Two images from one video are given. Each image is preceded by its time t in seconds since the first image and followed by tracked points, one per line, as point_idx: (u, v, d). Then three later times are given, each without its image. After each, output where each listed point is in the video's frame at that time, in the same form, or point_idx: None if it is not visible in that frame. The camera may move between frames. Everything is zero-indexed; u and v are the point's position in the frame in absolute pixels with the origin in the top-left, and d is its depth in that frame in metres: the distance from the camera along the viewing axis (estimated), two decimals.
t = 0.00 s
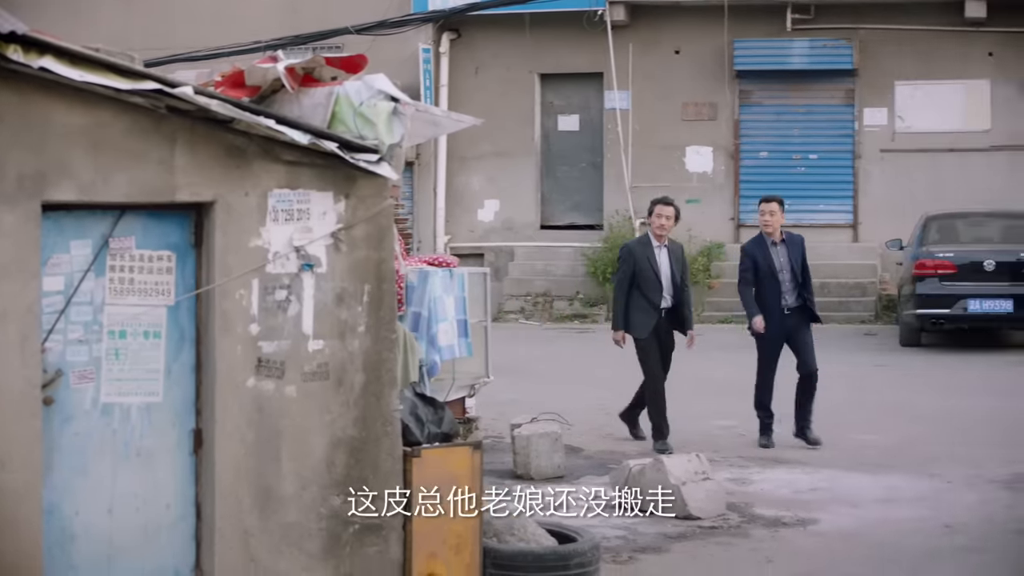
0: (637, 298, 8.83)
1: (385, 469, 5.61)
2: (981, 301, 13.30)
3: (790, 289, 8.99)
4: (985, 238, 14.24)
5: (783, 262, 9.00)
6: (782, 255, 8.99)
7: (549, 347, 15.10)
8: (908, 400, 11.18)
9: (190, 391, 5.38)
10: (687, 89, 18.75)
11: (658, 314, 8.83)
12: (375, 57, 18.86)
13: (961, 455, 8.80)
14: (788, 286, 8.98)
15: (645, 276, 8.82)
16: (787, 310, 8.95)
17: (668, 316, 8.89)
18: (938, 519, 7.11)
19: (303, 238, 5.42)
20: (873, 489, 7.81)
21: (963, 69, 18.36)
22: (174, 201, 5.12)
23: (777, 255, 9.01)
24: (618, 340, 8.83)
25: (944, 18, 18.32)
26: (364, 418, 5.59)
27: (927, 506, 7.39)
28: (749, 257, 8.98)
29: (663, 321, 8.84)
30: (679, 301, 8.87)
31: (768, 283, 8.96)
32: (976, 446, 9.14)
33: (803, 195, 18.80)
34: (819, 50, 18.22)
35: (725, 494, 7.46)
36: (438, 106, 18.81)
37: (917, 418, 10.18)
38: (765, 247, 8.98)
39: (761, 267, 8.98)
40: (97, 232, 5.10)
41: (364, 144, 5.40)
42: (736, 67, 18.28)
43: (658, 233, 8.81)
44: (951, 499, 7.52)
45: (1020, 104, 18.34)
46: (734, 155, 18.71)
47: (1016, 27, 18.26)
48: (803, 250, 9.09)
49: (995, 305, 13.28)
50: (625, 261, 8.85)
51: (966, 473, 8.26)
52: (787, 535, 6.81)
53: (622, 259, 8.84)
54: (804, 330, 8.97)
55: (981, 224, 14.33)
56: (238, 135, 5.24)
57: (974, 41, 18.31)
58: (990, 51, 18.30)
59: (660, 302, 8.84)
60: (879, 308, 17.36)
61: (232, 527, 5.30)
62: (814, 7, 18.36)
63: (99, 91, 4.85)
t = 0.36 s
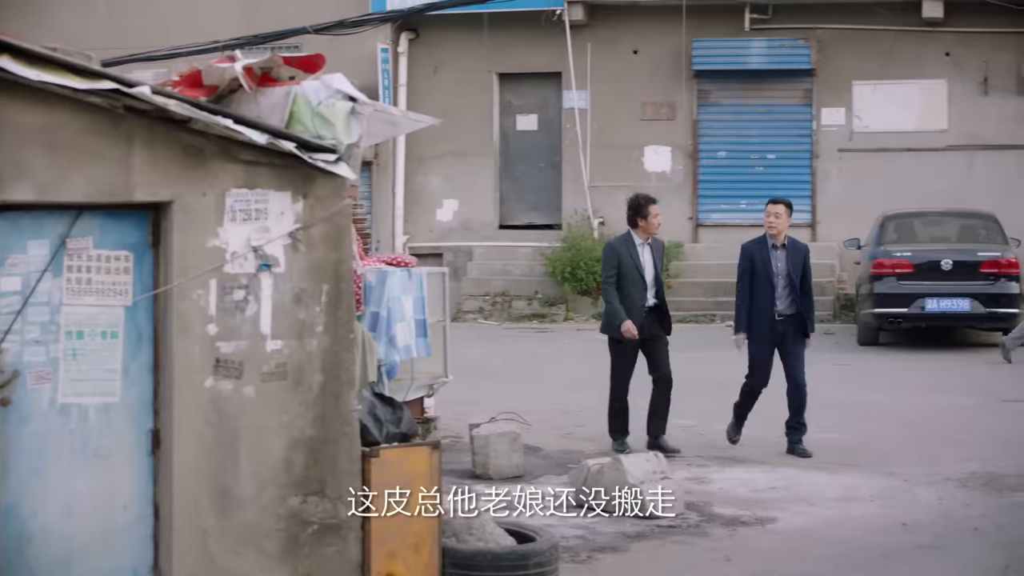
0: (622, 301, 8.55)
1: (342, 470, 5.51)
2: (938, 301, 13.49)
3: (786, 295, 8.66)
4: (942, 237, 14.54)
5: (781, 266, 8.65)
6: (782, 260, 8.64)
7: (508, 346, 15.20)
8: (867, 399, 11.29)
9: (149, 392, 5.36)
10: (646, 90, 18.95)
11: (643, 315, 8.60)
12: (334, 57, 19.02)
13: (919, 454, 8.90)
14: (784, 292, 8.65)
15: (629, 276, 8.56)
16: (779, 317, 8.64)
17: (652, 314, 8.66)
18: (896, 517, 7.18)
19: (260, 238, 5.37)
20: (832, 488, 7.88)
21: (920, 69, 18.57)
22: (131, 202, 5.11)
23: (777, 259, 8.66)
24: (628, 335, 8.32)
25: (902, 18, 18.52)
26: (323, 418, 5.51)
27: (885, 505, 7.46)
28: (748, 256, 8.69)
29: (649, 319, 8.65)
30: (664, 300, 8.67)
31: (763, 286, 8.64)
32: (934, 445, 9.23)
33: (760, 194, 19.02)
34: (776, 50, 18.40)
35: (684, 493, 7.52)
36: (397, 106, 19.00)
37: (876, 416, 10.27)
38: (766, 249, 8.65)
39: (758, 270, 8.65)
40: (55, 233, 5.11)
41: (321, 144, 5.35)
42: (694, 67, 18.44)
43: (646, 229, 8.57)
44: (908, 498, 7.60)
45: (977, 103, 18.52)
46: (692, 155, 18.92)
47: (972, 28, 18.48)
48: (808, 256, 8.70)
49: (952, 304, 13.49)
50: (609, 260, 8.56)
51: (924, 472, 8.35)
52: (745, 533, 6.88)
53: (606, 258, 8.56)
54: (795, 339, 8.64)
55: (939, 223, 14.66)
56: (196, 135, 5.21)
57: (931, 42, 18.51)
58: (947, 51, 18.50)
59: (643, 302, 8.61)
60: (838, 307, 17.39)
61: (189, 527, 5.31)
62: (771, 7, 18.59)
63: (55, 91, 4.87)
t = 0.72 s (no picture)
0: (620, 304, 8.40)
1: (303, 470, 5.50)
2: (898, 300, 13.65)
3: (769, 296, 8.62)
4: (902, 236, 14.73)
5: (764, 266, 8.67)
6: (763, 259, 8.66)
7: (469, 346, 15.27)
8: (826, 399, 11.40)
9: (109, 393, 5.34)
10: (607, 90, 19.11)
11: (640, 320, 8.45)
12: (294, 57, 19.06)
13: (878, 454, 8.99)
14: (767, 293, 8.62)
15: (626, 280, 8.40)
16: (761, 318, 8.60)
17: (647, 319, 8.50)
18: (856, 516, 7.24)
19: (221, 239, 5.36)
20: (793, 488, 7.94)
21: (880, 70, 18.75)
22: (91, 202, 5.10)
23: (760, 259, 8.69)
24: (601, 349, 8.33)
25: (861, 19, 18.75)
26: (284, 418, 5.49)
27: (846, 504, 7.53)
28: (732, 257, 8.79)
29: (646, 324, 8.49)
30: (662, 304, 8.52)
31: (745, 287, 8.69)
32: (893, 445, 9.33)
33: (721, 195, 19.17)
34: (737, 50, 18.57)
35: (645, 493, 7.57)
36: (357, 106, 19.13)
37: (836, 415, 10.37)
38: (749, 250, 8.71)
39: (741, 270, 8.73)
40: (14, 233, 5.10)
41: (282, 144, 5.36)
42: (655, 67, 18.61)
43: (642, 231, 8.46)
44: (869, 497, 7.67)
45: (937, 104, 18.68)
46: (652, 155, 19.09)
47: (932, 27, 18.67)
48: (796, 255, 8.63)
49: (912, 304, 13.65)
50: (605, 263, 8.39)
51: (883, 471, 8.43)
52: (706, 533, 6.93)
53: (602, 261, 8.38)
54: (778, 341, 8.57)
55: (898, 223, 14.86)
56: (156, 135, 5.19)
57: (891, 42, 18.73)
58: (907, 51, 18.69)
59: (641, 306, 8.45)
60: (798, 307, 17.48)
61: (150, 528, 5.29)
62: (732, 7, 18.74)
63: (14, 91, 4.84)
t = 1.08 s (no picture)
0: (600, 312, 8.16)
1: (261, 472, 5.49)
2: (855, 301, 13.82)
3: (746, 296, 8.28)
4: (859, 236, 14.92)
5: (738, 266, 8.31)
6: (738, 259, 8.31)
7: (428, 347, 15.34)
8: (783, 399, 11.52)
9: (65, 395, 5.33)
10: (565, 92, 19.26)
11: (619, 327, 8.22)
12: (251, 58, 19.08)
13: (835, 454, 9.10)
14: (743, 294, 8.28)
15: (605, 288, 8.15)
16: (740, 320, 8.28)
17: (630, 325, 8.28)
18: (814, 516, 7.30)
19: (178, 240, 5.35)
20: (751, 488, 8.02)
21: (838, 70, 18.90)
22: (47, 203, 5.10)
23: (733, 260, 8.33)
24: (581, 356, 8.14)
25: (819, 20, 18.87)
26: (241, 419, 5.47)
27: (804, 504, 7.60)
28: (704, 262, 8.37)
29: (626, 331, 8.26)
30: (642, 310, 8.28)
31: (720, 290, 8.31)
32: (851, 445, 9.44)
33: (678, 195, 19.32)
34: (695, 51, 18.76)
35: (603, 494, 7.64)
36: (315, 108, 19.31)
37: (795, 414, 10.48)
38: (721, 252, 8.34)
39: (715, 273, 8.33)
40: None
41: (238, 145, 5.35)
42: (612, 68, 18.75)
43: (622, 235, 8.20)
44: (826, 497, 7.75)
45: (895, 104, 18.84)
46: (610, 156, 19.25)
47: (889, 28, 18.84)
48: (768, 250, 8.31)
49: (869, 304, 13.84)
50: (583, 272, 8.14)
51: (841, 471, 8.53)
52: (664, 533, 7.00)
53: (581, 270, 8.12)
54: (759, 342, 8.26)
55: (856, 224, 15.05)
56: (113, 136, 5.19)
57: (849, 42, 18.85)
58: (864, 52, 18.85)
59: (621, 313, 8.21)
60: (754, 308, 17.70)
61: (107, 531, 5.27)
62: (690, 8, 18.87)
63: None
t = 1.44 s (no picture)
0: (581, 318, 7.99)
1: (219, 474, 5.50)
2: (814, 301, 13.98)
3: (724, 307, 8.15)
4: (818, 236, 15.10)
5: (722, 276, 8.17)
6: (721, 268, 8.17)
7: (387, 347, 15.37)
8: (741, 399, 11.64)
9: (23, 397, 5.29)
10: (524, 93, 19.35)
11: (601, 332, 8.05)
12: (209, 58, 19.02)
13: (793, 454, 9.22)
14: (722, 305, 8.14)
15: (584, 294, 7.99)
16: (714, 331, 8.16)
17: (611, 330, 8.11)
18: (773, 516, 7.38)
19: (136, 241, 5.35)
20: (711, 488, 8.10)
21: (797, 71, 19.03)
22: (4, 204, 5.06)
23: (718, 268, 8.20)
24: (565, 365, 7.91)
25: (779, 21, 18.98)
26: (200, 420, 5.48)
27: (763, 504, 7.69)
28: (687, 266, 8.27)
29: (608, 335, 8.09)
30: (622, 313, 8.12)
31: (700, 297, 8.20)
32: (809, 445, 9.56)
33: (637, 197, 19.45)
34: (654, 52, 18.89)
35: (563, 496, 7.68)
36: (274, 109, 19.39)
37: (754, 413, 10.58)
38: (706, 258, 8.22)
39: (697, 280, 8.23)
40: None
41: (197, 147, 5.36)
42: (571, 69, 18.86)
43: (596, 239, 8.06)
44: (785, 497, 7.85)
45: (854, 105, 18.96)
46: (569, 157, 19.35)
47: (847, 29, 18.99)
48: (754, 263, 8.14)
49: (829, 304, 14.01)
50: (560, 278, 7.99)
51: (800, 471, 8.64)
52: (623, 534, 7.06)
53: (558, 277, 7.97)
54: (731, 356, 8.10)
55: (815, 224, 15.24)
56: (71, 137, 5.18)
57: (808, 44, 18.98)
58: (823, 53, 18.97)
59: (601, 317, 8.05)
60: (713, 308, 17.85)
61: (65, 533, 5.25)
62: (649, 10, 18.97)
63: None
